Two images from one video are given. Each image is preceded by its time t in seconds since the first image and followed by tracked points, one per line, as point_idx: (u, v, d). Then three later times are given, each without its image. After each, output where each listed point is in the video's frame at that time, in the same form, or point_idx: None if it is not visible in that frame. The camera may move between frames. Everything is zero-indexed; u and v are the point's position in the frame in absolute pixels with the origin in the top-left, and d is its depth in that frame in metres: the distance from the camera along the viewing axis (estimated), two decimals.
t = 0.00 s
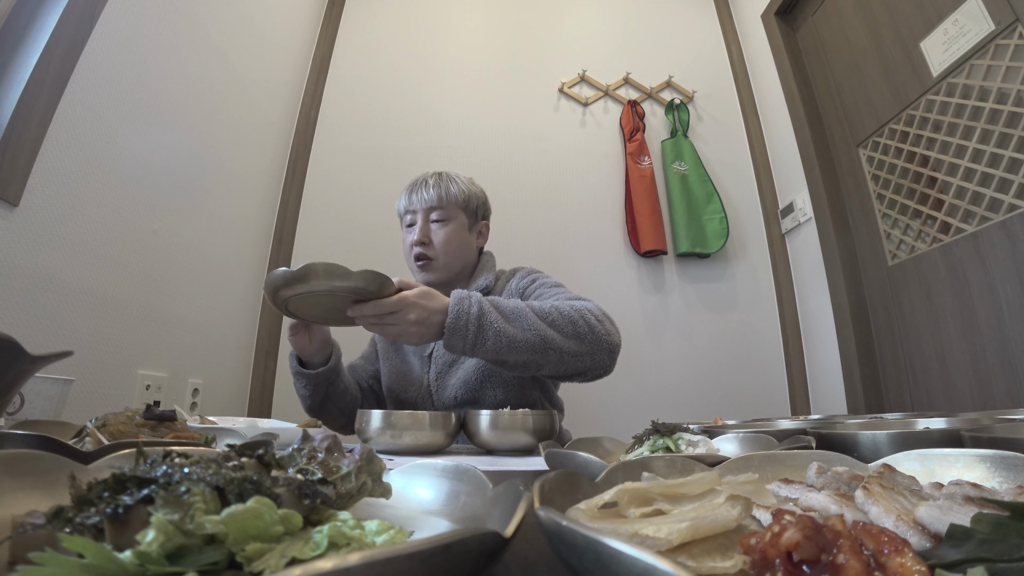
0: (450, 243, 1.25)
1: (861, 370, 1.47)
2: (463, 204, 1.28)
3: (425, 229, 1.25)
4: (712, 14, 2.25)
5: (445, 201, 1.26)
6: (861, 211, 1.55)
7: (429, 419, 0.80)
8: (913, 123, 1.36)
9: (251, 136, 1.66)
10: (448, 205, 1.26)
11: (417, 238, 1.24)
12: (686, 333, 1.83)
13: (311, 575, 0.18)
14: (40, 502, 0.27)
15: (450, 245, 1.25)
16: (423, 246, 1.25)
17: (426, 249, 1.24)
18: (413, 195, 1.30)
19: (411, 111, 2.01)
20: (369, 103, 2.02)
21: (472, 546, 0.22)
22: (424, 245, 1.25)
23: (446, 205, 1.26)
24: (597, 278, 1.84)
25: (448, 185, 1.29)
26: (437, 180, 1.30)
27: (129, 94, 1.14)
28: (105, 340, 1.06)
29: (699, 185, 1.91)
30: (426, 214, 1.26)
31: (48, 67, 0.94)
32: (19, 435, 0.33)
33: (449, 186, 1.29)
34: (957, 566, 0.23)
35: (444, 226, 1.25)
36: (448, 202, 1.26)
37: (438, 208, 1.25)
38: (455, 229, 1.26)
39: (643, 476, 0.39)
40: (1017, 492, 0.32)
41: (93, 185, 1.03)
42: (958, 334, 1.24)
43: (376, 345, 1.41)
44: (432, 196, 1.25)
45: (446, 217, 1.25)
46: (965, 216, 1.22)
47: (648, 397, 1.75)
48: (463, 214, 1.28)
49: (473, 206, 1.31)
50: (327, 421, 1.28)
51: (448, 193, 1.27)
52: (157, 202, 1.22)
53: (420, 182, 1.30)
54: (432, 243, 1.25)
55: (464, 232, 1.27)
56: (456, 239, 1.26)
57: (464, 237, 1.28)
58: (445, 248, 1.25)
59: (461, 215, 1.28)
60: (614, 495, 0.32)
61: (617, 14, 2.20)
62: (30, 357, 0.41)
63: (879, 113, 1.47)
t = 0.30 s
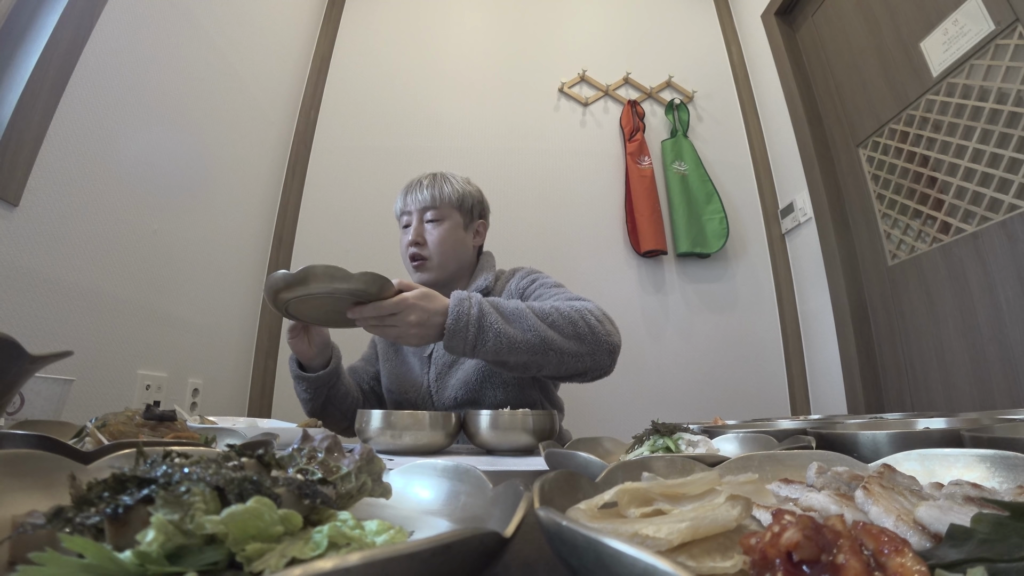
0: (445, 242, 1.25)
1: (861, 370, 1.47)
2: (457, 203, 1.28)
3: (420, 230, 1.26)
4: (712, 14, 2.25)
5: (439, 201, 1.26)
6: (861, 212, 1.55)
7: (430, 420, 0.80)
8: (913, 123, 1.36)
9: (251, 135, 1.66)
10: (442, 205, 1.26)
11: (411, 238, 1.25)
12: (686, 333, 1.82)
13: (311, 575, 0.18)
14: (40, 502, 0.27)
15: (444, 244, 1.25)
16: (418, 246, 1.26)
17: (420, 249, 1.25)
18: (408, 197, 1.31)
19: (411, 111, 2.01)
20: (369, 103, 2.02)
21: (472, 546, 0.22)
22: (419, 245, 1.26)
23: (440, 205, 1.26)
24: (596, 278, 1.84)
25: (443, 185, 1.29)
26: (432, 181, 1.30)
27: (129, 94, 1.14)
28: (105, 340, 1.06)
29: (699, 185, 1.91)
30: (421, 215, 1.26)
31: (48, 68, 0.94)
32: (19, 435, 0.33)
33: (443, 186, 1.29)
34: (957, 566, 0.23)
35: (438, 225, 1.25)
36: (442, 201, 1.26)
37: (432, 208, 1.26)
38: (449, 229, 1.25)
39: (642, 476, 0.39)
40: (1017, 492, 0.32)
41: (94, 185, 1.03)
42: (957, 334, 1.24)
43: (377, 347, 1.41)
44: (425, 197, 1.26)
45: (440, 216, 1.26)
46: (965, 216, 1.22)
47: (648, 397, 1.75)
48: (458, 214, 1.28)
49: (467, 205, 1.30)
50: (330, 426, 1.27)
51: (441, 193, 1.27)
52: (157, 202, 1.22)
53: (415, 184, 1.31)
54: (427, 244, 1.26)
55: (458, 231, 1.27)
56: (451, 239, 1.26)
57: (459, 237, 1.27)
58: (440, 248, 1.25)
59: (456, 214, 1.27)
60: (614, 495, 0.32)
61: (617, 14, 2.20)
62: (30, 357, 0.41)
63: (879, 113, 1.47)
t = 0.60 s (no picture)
0: (438, 242, 1.25)
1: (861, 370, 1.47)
2: (450, 203, 1.28)
3: (413, 230, 1.26)
4: (712, 15, 2.25)
5: (431, 202, 1.26)
6: (861, 212, 1.55)
7: (429, 419, 0.80)
8: (913, 123, 1.36)
9: (251, 135, 1.66)
10: (435, 205, 1.26)
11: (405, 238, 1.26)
12: (686, 333, 1.82)
13: None
14: (41, 502, 0.27)
15: (438, 244, 1.25)
16: (412, 246, 1.26)
17: (414, 249, 1.26)
18: (403, 199, 1.32)
19: (411, 111, 2.01)
20: (369, 103, 2.02)
21: (472, 547, 0.22)
22: (412, 245, 1.26)
23: (433, 206, 1.26)
24: (597, 278, 1.84)
25: (437, 186, 1.29)
26: (427, 182, 1.31)
27: (128, 94, 1.14)
28: (105, 339, 1.06)
29: (699, 185, 1.91)
30: (415, 215, 1.27)
31: (47, 68, 0.94)
32: (19, 435, 0.33)
33: (436, 186, 1.29)
34: (957, 566, 0.23)
35: (430, 225, 1.25)
36: (436, 202, 1.26)
37: (426, 209, 1.26)
38: (442, 228, 1.25)
39: (643, 476, 0.39)
40: (1017, 492, 0.32)
41: (94, 185, 1.03)
42: (958, 334, 1.24)
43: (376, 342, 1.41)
44: (418, 198, 1.27)
45: (434, 216, 1.25)
46: (965, 216, 1.22)
47: (648, 397, 1.75)
48: (452, 213, 1.28)
49: (461, 204, 1.29)
50: (321, 418, 1.27)
51: (434, 194, 1.27)
52: (157, 202, 1.22)
53: (410, 186, 1.32)
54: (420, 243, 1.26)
55: (451, 230, 1.27)
56: (443, 238, 1.25)
57: (452, 236, 1.27)
58: (433, 248, 1.25)
59: (449, 214, 1.27)
60: (614, 495, 0.32)
61: (617, 14, 2.20)
62: (31, 357, 0.42)
63: (879, 113, 1.47)
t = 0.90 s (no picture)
0: (429, 241, 1.25)
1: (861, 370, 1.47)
2: (442, 203, 1.27)
3: (406, 230, 1.28)
4: (713, 15, 2.25)
5: (423, 202, 1.27)
6: (861, 212, 1.55)
7: (429, 419, 0.80)
8: (913, 123, 1.36)
9: (251, 135, 1.66)
10: (426, 205, 1.27)
11: (397, 238, 1.29)
12: (686, 333, 1.83)
13: (311, 575, 0.18)
14: (40, 502, 0.27)
15: (428, 243, 1.26)
16: (404, 245, 1.28)
17: (405, 247, 1.28)
18: (397, 199, 1.33)
19: (411, 111, 2.01)
20: (369, 103, 2.02)
21: (472, 547, 0.22)
22: (405, 244, 1.28)
23: (424, 206, 1.27)
24: (597, 278, 1.84)
25: (428, 186, 1.29)
26: (419, 183, 1.31)
27: (128, 94, 1.14)
28: (105, 339, 1.06)
29: (699, 185, 1.91)
30: (408, 215, 1.29)
31: (48, 68, 0.94)
32: (19, 436, 0.33)
33: (428, 187, 1.29)
34: (957, 566, 0.23)
35: (421, 225, 1.26)
36: (427, 201, 1.27)
37: (417, 209, 1.27)
38: (433, 228, 1.26)
39: (642, 476, 0.39)
40: (1017, 492, 0.32)
41: (94, 185, 1.03)
42: (958, 334, 1.24)
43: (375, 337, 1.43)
44: (411, 198, 1.28)
45: (425, 216, 1.27)
46: (965, 216, 1.22)
47: (648, 397, 1.75)
48: (443, 212, 1.28)
49: (454, 203, 1.29)
50: (304, 410, 1.27)
51: (426, 194, 1.27)
52: (158, 202, 1.22)
53: (403, 187, 1.33)
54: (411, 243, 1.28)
55: (443, 230, 1.27)
56: (434, 238, 1.26)
57: (444, 236, 1.27)
58: (423, 247, 1.26)
59: (441, 214, 1.27)
60: (615, 495, 0.32)
61: (617, 14, 2.20)
62: (31, 357, 0.42)
63: (879, 113, 1.47)
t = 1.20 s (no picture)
0: (417, 240, 1.25)
1: (861, 370, 1.47)
2: (430, 202, 1.27)
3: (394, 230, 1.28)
4: (713, 15, 2.25)
5: (411, 202, 1.27)
6: (861, 212, 1.55)
7: (429, 419, 0.80)
8: (913, 123, 1.36)
9: (251, 135, 1.66)
10: (415, 205, 1.27)
11: (386, 238, 1.29)
12: (686, 333, 1.83)
13: (310, 575, 0.18)
14: (40, 502, 0.27)
15: (416, 243, 1.25)
16: (392, 245, 1.29)
17: (393, 247, 1.28)
18: (386, 200, 1.34)
19: (411, 111, 2.01)
20: (369, 103, 2.02)
21: (472, 546, 0.22)
22: (393, 244, 1.28)
23: (413, 206, 1.27)
24: (597, 278, 1.84)
25: (417, 186, 1.29)
26: (408, 184, 1.32)
27: (128, 94, 1.14)
28: (105, 339, 1.06)
29: (699, 185, 1.91)
30: (397, 216, 1.29)
31: (48, 68, 0.94)
32: (19, 436, 0.33)
33: (417, 187, 1.29)
34: (957, 566, 0.23)
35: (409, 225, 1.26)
36: (415, 201, 1.27)
37: (406, 209, 1.28)
38: (420, 228, 1.25)
39: (643, 476, 0.39)
40: (1017, 492, 0.32)
41: (94, 185, 1.03)
42: (958, 334, 1.24)
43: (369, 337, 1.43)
44: (399, 199, 1.28)
45: (414, 216, 1.27)
46: (965, 216, 1.22)
47: (648, 397, 1.75)
48: (432, 212, 1.28)
49: (442, 203, 1.29)
50: (294, 409, 1.27)
51: (414, 194, 1.28)
52: (158, 202, 1.22)
53: (392, 187, 1.33)
54: (399, 243, 1.28)
55: (431, 229, 1.26)
56: (422, 237, 1.26)
57: (432, 235, 1.27)
58: (411, 246, 1.25)
59: (429, 213, 1.27)
60: (614, 495, 0.32)
61: (618, 15, 2.20)
62: (31, 357, 0.41)
63: (879, 113, 1.47)
